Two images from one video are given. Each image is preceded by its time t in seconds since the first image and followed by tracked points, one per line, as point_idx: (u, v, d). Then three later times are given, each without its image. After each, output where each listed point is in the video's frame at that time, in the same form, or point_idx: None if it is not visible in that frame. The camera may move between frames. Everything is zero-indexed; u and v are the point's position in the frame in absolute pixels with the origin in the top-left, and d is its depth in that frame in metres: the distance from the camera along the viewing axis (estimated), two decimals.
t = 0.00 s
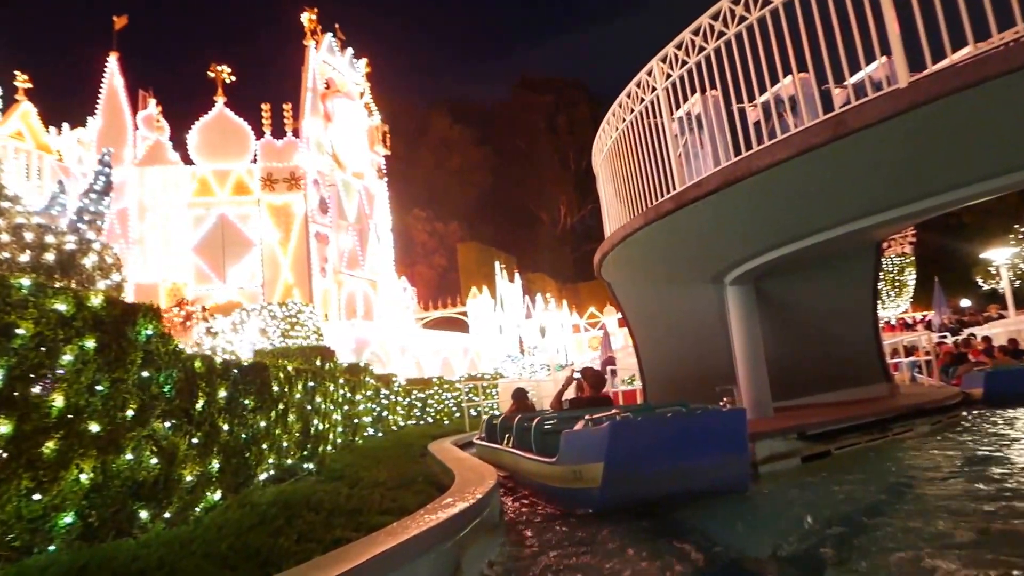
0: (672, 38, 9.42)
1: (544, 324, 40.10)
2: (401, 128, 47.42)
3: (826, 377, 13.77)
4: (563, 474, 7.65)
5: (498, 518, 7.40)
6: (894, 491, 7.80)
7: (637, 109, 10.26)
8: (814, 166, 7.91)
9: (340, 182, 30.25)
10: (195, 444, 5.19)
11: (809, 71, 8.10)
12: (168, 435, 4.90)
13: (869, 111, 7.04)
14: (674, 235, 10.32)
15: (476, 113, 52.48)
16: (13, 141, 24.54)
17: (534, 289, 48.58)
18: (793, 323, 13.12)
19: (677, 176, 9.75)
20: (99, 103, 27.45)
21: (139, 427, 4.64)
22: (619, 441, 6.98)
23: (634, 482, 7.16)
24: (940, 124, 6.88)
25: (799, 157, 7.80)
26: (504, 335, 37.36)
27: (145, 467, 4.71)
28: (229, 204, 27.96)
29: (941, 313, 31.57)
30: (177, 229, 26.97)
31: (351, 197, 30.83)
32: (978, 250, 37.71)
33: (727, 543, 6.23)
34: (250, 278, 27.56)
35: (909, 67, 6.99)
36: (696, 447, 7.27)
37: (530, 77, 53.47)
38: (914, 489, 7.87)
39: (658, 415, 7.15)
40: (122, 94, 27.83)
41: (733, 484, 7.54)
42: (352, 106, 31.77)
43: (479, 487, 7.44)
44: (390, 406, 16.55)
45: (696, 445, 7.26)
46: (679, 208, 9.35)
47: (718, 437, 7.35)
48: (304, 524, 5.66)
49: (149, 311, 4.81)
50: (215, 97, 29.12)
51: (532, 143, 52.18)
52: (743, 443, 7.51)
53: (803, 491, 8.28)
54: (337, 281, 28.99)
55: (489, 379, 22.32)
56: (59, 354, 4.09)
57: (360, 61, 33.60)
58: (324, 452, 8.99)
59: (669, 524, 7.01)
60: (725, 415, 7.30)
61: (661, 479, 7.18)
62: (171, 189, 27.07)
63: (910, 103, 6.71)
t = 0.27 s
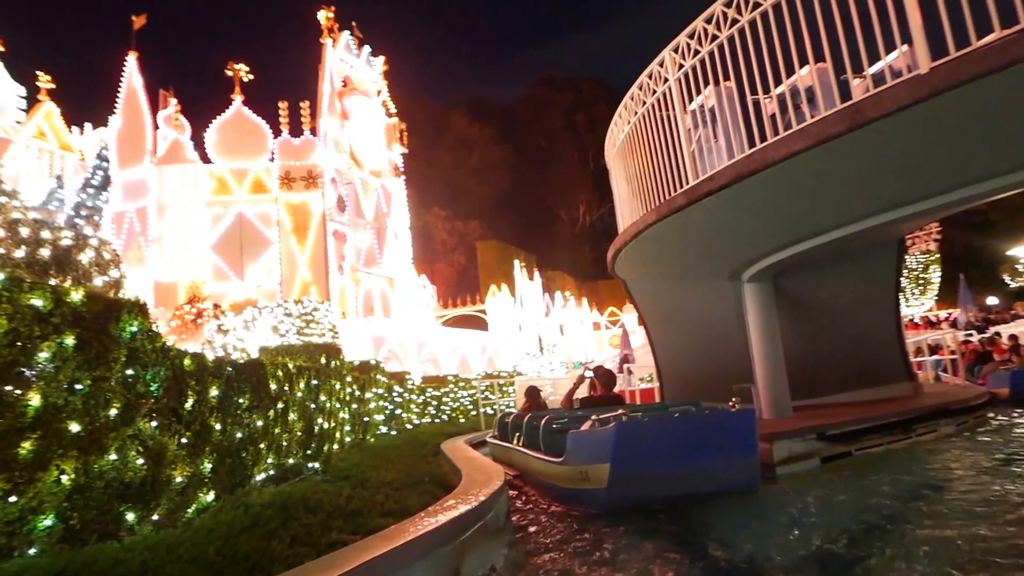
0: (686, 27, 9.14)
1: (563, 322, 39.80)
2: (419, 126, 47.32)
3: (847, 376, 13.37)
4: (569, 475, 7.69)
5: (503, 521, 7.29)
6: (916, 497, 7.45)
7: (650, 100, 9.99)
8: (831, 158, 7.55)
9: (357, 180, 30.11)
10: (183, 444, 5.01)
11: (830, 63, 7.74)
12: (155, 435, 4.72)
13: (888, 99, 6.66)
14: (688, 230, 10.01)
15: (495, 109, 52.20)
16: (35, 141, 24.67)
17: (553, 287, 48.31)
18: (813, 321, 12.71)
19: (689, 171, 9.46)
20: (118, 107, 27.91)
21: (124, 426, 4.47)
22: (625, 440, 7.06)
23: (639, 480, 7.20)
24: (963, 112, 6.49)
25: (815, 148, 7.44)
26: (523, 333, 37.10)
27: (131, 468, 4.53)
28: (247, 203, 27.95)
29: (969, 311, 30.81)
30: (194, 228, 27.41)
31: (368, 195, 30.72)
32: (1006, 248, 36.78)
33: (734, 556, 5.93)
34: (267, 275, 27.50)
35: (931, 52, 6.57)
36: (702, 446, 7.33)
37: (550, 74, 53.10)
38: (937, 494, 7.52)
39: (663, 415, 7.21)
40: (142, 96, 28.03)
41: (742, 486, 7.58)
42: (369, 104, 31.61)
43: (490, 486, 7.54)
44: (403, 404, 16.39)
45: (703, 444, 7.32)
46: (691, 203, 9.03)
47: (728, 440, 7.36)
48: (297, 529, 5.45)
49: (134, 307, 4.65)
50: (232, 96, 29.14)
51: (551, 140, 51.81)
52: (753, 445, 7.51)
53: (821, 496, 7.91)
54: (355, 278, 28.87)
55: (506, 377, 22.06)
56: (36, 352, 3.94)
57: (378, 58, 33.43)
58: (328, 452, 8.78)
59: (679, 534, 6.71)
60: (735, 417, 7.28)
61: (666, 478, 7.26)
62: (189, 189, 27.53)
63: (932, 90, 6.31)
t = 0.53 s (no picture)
0: (699, 16, 8.88)
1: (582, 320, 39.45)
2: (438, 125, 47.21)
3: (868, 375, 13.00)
4: (576, 475, 7.60)
5: (508, 523, 7.14)
6: (939, 501, 7.13)
7: (663, 92, 9.74)
8: (848, 148, 7.25)
9: (374, 177, 29.98)
10: (172, 444, 4.86)
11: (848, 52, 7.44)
12: (141, 434, 4.57)
13: (909, 85, 6.32)
14: (702, 226, 9.74)
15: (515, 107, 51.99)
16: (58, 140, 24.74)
17: (572, 285, 48.05)
18: (832, 318, 12.36)
19: (702, 165, 9.20)
20: (136, 109, 28.11)
21: (107, 425, 4.32)
22: (630, 442, 6.91)
23: (645, 482, 7.06)
24: (989, 95, 6.13)
25: (831, 138, 7.12)
26: (543, 332, 36.87)
27: (115, 469, 4.38)
28: (265, 200, 28.03)
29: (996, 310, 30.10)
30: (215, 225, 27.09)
31: (385, 193, 30.57)
32: None
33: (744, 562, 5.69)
34: (284, 274, 27.64)
35: (953, 36, 6.23)
36: (710, 448, 7.15)
37: (569, 71, 52.79)
38: (960, 498, 7.19)
39: (669, 416, 7.07)
40: (162, 96, 28.20)
41: (750, 489, 7.43)
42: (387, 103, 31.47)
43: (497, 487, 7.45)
44: (418, 402, 16.26)
45: (711, 445, 7.14)
46: (703, 197, 8.76)
47: (737, 442, 7.20)
48: (291, 531, 5.28)
49: (117, 304, 4.53)
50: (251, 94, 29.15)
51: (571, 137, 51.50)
52: (763, 447, 7.33)
53: (837, 500, 7.59)
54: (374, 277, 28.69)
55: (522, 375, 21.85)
56: (10, 349, 3.79)
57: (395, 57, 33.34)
58: (333, 449, 8.63)
59: (688, 540, 6.46)
60: (744, 418, 7.17)
61: (673, 479, 7.08)
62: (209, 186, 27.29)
63: (957, 75, 5.96)
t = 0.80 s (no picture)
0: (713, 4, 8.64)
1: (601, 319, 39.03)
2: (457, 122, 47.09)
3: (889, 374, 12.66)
4: (582, 475, 7.47)
5: (512, 524, 6.97)
6: (960, 505, 6.84)
7: (676, 83, 9.51)
8: (867, 137, 6.96)
9: (392, 174, 29.84)
10: (159, 443, 4.71)
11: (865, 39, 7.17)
12: (125, 433, 4.44)
13: (930, 70, 6.03)
14: (715, 220, 9.49)
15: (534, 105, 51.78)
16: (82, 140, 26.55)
17: (591, 284, 47.80)
18: (852, 315, 12.04)
19: (715, 157, 8.95)
20: (158, 107, 28.15)
21: (88, 425, 4.19)
22: (634, 441, 6.83)
23: (650, 482, 6.99)
24: (1015, 80, 5.82)
25: (848, 126, 6.84)
26: (562, 330, 36.63)
27: (96, 470, 4.24)
28: (283, 199, 27.88)
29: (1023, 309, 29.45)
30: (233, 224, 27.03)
31: (402, 189, 30.39)
32: None
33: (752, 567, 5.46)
34: (303, 272, 27.44)
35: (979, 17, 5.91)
36: (717, 448, 7.04)
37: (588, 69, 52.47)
38: (983, 502, 6.90)
39: (675, 416, 6.96)
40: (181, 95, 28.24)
41: (757, 489, 7.35)
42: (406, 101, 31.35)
43: (502, 488, 7.35)
44: (432, 400, 16.14)
45: (719, 445, 7.03)
46: (716, 188, 8.51)
47: (744, 442, 7.08)
48: (284, 534, 5.13)
49: (100, 298, 4.38)
50: (269, 93, 29.17)
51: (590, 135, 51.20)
52: (771, 448, 7.22)
53: (856, 503, 7.32)
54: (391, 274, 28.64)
55: (538, 373, 21.65)
56: None
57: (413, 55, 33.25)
58: (337, 448, 8.46)
59: (696, 544, 6.24)
60: (749, 418, 7.02)
61: (679, 479, 7.01)
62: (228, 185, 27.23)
63: (983, 57, 5.65)
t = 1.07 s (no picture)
0: None
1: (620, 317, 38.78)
2: (476, 122, 47.07)
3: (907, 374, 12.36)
4: (588, 474, 7.42)
5: (516, 528, 6.80)
6: (981, 509, 6.54)
7: (688, 73, 9.29)
8: (884, 126, 6.69)
9: (409, 173, 29.74)
10: (142, 443, 4.53)
11: (882, 30, 6.89)
12: (106, 433, 4.28)
13: (949, 52, 5.74)
14: (728, 214, 9.24)
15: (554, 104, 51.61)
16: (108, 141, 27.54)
17: (611, 283, 47.56)
18: (873, 313, 11.71)
19: (726, 149, 8.70)
20: (179, 109, 28.15)
21: (66, 423, 4.02)
22: (640, 439, 6.74)
23: (658, 483, 6.89)
24: None
25: (864, 114, 6.56)
26: (580, 329, 36.39)
27: (76, 470, 4.10)
28: (302, 198, 28.00)
29: None
30: (251, 224, 27.24)
31: (420, 188, 30.25)
32: None
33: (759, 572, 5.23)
34: (322, 270, 27.59)
35: None
36: (724, 447, 6.93)
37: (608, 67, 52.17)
38: (1007, 504, 6.59)
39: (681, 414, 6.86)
40: (203, 95, 28.32)
41: (768, 490, 7.21)
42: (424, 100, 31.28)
43: (507, 486, 7.27)
44: (446, 398, 16.03)
45: (725, 445, 6.93)
46: (727, 181, 8.27)
47: (751, 442, 6.96)
48: (275, 537, 4.97)
49: (81, 292, 4.21)
50: (288, 92, 29.22)
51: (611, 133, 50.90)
52: (777, 448, 7.09)
53: (873, 507, 7.05)
54: (409, 273, 28.58)
55: (554, 372, 21.46)
56: None
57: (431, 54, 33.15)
58: (342, 447, 8.32)
59: (703, 549, 6.03)
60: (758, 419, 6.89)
61: (686, 479, 6.88)
62: (245, 186, 27.41)
63: (1005, 39, 5.34)
